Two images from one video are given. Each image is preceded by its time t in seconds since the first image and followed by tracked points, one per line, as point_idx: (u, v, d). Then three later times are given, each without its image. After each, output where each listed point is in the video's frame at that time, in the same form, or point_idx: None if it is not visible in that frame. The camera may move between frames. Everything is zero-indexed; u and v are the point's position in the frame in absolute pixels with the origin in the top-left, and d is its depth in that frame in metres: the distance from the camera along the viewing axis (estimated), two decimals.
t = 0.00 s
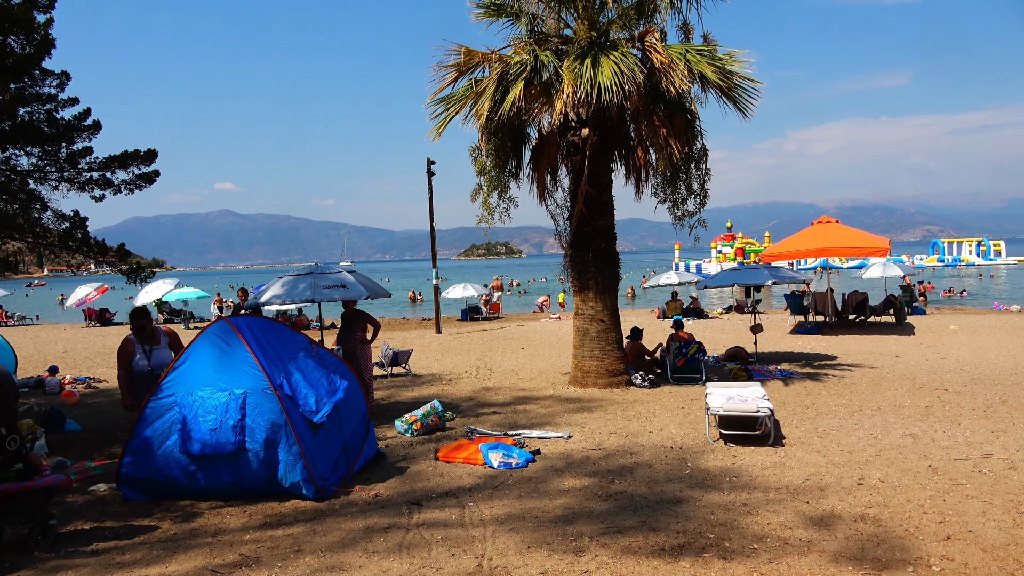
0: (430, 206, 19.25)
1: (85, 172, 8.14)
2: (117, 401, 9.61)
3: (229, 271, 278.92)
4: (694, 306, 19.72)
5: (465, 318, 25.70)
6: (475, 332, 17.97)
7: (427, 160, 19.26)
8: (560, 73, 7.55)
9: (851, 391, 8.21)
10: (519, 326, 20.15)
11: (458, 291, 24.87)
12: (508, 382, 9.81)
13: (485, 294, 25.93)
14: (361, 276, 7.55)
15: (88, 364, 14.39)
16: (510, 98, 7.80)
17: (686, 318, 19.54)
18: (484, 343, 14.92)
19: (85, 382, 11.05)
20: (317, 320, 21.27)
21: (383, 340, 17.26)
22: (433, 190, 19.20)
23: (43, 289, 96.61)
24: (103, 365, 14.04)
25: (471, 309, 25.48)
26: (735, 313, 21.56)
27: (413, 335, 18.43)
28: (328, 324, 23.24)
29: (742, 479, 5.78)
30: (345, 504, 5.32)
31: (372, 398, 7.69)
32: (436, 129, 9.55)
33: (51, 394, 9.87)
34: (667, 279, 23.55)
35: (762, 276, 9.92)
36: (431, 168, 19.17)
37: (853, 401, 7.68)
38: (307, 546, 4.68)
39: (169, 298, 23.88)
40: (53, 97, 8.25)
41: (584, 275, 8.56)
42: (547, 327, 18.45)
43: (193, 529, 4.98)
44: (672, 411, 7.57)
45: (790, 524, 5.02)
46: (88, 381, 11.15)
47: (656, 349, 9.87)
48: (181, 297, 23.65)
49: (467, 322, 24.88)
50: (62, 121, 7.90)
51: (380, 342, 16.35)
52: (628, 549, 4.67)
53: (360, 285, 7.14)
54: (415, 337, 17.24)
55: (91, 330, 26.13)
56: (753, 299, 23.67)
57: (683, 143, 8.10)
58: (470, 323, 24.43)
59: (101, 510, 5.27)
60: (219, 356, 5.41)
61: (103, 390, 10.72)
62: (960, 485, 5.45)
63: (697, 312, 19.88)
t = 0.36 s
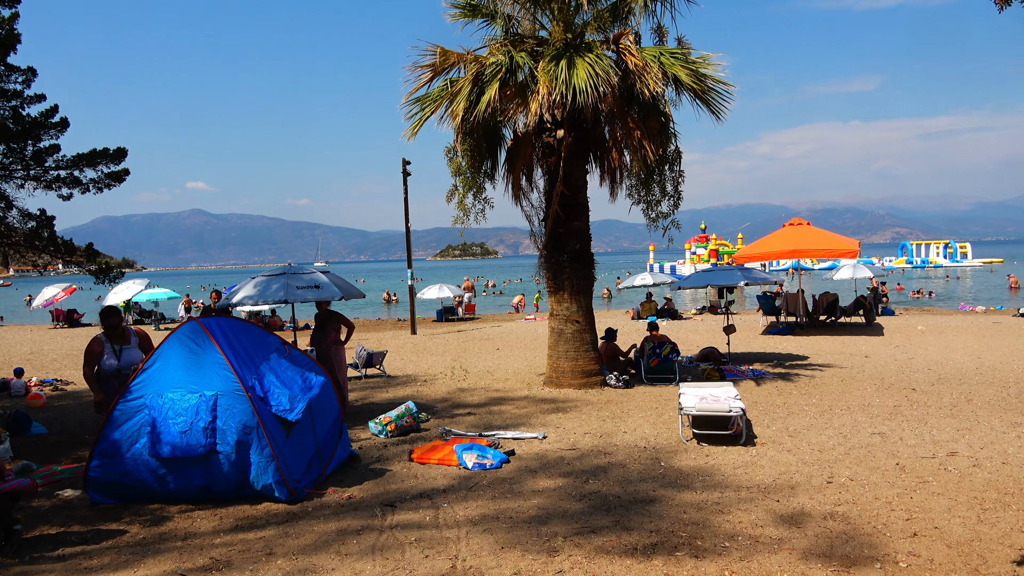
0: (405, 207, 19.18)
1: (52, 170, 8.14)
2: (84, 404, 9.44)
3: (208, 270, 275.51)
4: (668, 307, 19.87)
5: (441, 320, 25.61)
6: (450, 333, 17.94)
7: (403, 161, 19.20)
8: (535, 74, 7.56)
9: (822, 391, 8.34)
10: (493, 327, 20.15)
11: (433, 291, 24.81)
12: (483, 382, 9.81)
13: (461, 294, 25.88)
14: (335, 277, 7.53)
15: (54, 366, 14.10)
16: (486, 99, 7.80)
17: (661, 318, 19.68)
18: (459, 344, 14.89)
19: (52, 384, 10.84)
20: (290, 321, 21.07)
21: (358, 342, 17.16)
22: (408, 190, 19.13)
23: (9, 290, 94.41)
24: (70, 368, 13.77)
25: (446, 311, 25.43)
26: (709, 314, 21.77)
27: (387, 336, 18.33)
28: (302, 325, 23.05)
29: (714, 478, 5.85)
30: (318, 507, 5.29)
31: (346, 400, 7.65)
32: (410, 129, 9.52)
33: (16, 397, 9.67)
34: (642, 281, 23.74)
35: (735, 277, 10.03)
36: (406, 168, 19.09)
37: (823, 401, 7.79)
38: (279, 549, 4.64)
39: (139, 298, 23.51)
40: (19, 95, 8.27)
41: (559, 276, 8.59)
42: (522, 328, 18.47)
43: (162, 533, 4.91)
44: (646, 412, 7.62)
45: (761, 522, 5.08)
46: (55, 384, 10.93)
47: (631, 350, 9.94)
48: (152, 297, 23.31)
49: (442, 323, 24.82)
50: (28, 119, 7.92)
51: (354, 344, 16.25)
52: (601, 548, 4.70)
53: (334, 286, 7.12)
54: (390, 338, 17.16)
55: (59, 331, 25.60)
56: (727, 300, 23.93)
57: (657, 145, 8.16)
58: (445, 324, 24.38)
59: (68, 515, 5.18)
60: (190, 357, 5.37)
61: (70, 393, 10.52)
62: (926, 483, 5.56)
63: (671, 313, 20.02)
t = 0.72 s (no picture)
0: (380, 207, 19.10)
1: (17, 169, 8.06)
2: (50, 408, 9.26)
3: (188, 270, 272.04)
4: (643, 307, 19.99)
5: (416, 321, 25.51)
6: (426, 335, 17.87)
7: (377, 161, 19.09)
8: (509, 75, 7.57)
9: (793, 390, 8.45)
10: (469, 328, 20.10)
11: (409, 292, 24.74)
12: (458, 384, 9.80)
13: (436, 295, 25.81)
14: (308, 278, 7.50)
15: (18, 370, 13.79)
16: (460, 100, 7.79)
17: (636, 319, 19.79)
18: (434, 345, 14.86)
19: (17, 388, 10.61)
20: (263, 323, 20.87)
21: (332, 343, 17.03)
22: (382, 191, 19.06)
23: None
24: (35, 371, 13.47)
25: (422, 312, 25.35)
26: (683, 314, 21.96)
27: (362, 337, 18.23)
28: (277, 327, 22.82)
29: (687, 476, 5.90)
30: (290, 510, 5.26)
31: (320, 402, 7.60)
32: (385, 129, 9.47)
33: None
34: (616, 282, 23.88)
35: (709, 278, 10.14)
36: (381, 169, 18.98)
37: (795, 400, 7.90)
38: (250, 553, 4.60)
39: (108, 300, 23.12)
40: None
41: (534, 276, 8.60)
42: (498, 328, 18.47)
43: (131, 538, 4.84)
44: (620, 412, 7.67)
45: (733, 520, 5.14)
46: (20, 388, 10.71)
47: (606, 350, 9.99)
48: (122, 299, 22.93)
49: (417, 324, 24.74)
50: None
51: (328, 346, 16.13)
52: (575, 548, 4.72)
53: (307, 287, 7.07)
54: (364, 340, 17.06)
55: (26, 333, 25.08)
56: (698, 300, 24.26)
57: (631, 146, 8.22)
58: (420, 325, 24.30)
59: (33, 521, 5.08)
60: (160, 360, 5.31)
61: (35, 397, 10.30)
62: (894, 480, 5.66)
63: (645, 313, 20.12)
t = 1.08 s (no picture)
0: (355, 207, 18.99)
1: None
2: (15, 411, 9.07)
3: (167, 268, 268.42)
4: (619, 308, 20.09)
5: (392, 321, 25.40)
6: (401, 335, 17.80)
7: (353, 161, 18.96)
8: (485, 76, 7.57)
9: (765, 390, 8.55)
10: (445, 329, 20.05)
11: (384, 292, 24.65)
12: (434, 385, 9.79)
13: (412, 296, 25.71)
14: (281, 278, 7.49)
15: None
16: (436, 100, 7.77)
17: (611, 320, 19.89)
18: (409, 346, 14.80)
19: None
20: (236, 324, 20.63)
21: (306, 345, 16.89)
22: (357, 191, 18.96)
23: None
24: None
25: (397, 312, 25.25)
26: (658, 315, 22.11)
27: (337, 338, 18.09)
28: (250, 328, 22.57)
29: (660, 476, 5.94)
30: (262, 513, 5.22)
31: (293, 404, 7.55)
32: (360, 129, 9.42)
33: None
34: (592, 282, 23.98)
35: (683, 279, 10.24)
36: (356, 168, 18.87)
37: (767, 400, 8.00)
38: (221, 556, 4.55)
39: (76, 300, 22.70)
40: None
41: (509, 277, 8.61)
42: (473, 329, 18.47)
43: (99, 543, 4.77)
44: (595, 412, 7.71)
45: (705, 519, 5.19)
46: None
47: (581, 351, 10.04)
48: (91, 299, 22.52)
49: (393, 325, 24.62)
50: None
51: (302, 347, 15.99)
52: (549, 548, 4.74)
53: (280, 288, 7.03)
54: (339, 341, 16.95)
55: None
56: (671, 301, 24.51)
57: (606, 148, 8.26)
58: (396, 326, 24.18)
59: None
60: (129, 362, 5.26)
61: None
62: (863, 478, 5.76)
63: (621, 314, 20.22)
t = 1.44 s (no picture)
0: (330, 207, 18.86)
1: None
2: None
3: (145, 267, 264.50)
4: (594, 309, 20.19)
5: (367, 322, 25.26)
6: (376, 336, 17.70)
7: (328, 161, 18.80)
8: (462, 76, 7.57)
9: (739, 390, 8.65)
10: (420, 330, 19.98)
11: (359, 293, 24.53)
12: (409, 386, 9.76)
13: (387, 297, 25.60)
14: (255, 278, 7.46)
15: None
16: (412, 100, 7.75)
17: (586, 321, 19.98)
18: (385, 347, 14.73)
19: None
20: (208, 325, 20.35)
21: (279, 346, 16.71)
22: (332, 191, 18.81)
23: None
24: None
25: (373, 313, 25.12)
26: (633, 316, 22.26)
27: (310, 339, 17.92)
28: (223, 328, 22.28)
29: (635, 476, 5.98)
30: (235, 516, 5.17)
31: (267, 406, 7.48)
32: (335, 128, 9.35)
33: None
34: (568, 283, 24.07)
35: (658, 280, 10.34)
36: (331, 168, 18.72)
37: (740, 400, 8.09)
38: (192, 560, 4.49)
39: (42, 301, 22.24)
40: None
41: (485, 278, 8.62)
42: (449, 330, 18.44)
43: (66, 547, 4.68)
44: (571, 412, 7.75)
45: (679, 519, 5.23)
46: None
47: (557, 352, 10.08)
48: (58, 299, 22.07)
49: (368, 326, 24.47)
50: None
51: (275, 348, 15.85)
52: (525, 549, 4.75)
53: (254, 289, 7.01)
54: (313, 342, 16.80)
55: None
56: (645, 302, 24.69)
57: (582, 149, 8.30)
58: (371, 327, 24.05)
59: None
60: (97, 363, 5.18)
61: None
62: (835, 476, 5.84)
63: (596, 314, 20.32)
